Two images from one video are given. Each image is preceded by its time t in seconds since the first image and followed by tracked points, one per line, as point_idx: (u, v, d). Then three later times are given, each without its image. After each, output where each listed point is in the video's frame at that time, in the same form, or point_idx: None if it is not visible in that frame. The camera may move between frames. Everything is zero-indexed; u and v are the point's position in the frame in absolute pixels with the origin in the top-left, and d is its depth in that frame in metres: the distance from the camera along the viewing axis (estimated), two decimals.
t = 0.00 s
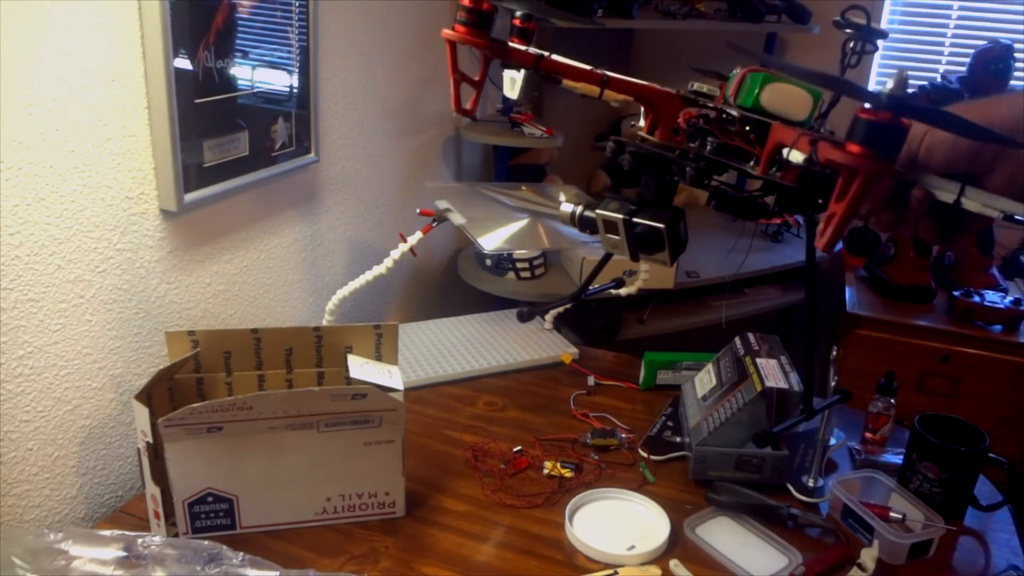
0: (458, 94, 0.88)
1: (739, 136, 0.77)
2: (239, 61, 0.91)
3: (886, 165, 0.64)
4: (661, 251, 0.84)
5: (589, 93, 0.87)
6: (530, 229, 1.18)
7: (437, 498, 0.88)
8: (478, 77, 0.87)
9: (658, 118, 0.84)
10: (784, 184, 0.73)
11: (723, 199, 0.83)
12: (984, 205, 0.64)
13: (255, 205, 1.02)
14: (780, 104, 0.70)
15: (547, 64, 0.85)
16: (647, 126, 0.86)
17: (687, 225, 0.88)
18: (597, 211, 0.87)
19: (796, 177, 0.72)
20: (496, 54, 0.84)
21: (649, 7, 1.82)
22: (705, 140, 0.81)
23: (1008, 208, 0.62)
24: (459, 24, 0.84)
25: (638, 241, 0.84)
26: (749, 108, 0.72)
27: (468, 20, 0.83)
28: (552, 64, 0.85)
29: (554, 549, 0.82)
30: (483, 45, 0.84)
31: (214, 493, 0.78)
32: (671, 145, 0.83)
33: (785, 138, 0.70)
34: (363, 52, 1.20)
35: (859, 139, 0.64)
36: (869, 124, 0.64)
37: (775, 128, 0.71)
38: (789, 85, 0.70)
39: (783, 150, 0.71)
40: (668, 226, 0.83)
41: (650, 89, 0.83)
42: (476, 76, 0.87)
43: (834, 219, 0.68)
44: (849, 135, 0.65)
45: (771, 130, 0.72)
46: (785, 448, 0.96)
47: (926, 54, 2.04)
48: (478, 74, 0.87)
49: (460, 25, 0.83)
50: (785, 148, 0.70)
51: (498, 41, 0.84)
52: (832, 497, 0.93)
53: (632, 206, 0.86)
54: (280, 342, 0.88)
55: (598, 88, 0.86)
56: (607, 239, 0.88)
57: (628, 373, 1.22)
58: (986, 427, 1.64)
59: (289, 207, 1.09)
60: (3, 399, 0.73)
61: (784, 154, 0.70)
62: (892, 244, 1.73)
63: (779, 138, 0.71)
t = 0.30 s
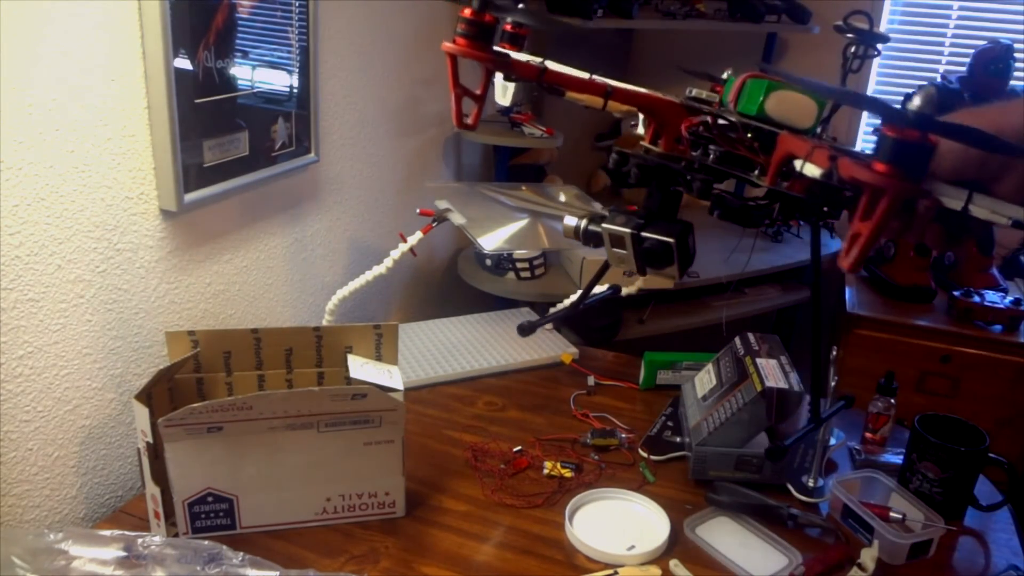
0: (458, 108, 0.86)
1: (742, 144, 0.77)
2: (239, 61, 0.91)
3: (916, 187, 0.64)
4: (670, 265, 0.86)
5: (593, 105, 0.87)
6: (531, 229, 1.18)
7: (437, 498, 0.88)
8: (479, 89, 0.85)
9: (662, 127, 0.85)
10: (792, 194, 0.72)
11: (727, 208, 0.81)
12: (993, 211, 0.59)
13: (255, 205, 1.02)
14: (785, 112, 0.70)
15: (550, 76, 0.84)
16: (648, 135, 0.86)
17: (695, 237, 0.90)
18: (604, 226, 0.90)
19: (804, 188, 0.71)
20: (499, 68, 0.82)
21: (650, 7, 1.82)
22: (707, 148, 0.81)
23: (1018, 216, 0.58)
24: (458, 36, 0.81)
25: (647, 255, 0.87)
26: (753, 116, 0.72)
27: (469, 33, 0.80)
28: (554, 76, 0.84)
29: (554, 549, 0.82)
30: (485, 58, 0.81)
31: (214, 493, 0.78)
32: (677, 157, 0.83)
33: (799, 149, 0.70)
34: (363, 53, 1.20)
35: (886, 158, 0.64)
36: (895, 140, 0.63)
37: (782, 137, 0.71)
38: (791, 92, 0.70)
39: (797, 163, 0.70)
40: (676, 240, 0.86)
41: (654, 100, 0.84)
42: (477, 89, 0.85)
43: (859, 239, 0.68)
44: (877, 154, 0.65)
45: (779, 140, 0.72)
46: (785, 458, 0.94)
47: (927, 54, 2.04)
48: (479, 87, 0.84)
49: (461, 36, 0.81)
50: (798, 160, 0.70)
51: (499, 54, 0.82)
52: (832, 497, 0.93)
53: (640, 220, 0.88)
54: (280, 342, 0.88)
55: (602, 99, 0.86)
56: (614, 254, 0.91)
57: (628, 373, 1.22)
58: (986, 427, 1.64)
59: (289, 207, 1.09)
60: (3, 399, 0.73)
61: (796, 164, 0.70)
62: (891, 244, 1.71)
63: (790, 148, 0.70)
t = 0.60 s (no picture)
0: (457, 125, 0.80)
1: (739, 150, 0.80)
2: (239, 61, 0.91)
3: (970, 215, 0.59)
4: (681, 280, 0.84)
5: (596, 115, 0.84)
6: (531, 229, 1.19)
7: (438, 498, 0.88)
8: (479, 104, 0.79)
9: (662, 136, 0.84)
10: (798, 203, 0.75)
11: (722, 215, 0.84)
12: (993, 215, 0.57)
13: (255, 205, 1.02)
14: (786, 120, 0.69)
15: (553, 87, 0.79)
16: (645, 141, 0.86)
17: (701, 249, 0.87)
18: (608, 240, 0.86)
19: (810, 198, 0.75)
20: (502, 80, 0.77)
21: (649, 7, 1.82)
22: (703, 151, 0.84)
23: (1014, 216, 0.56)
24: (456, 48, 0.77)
25: (658, 271, 0.84)
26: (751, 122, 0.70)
27: (468, 44, 0.75)
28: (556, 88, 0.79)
29: (554, 549, 0.82)
30: (486, 70, 0.76)
31: (214, 493, 0.78)
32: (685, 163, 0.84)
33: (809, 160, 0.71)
34: (364, 53, 1.20)
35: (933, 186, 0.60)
36: (945, 167, 0.59)
37: (788, 146, 0.72)
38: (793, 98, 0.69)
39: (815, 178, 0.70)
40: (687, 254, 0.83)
41: (652, 106, 0.82)
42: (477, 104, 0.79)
43: (902, 267, 0.63)
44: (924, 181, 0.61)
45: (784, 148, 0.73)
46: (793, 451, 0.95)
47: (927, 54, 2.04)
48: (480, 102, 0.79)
49: (458, 48, 0.76)
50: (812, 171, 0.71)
51: (500, 65, 0.77)
52: (832, 497, 0.93)
53: (647, 234, 0.85)
54: (280, 342, 0.88)
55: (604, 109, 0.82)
56: (618, 268, 0.87)
57: (628, 372, 1.22)
58: (986, 427, 1.64)
59: (289, 207, 1.09)
60: (3, 399, 0.73)
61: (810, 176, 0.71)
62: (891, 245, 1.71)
63: (800, 158, 0.71)
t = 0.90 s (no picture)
0: (439, 130, 0.72)
1: (710, 163, 0.73)
2: (240, 61, 0.91)
3: (989, 206, 0.61)
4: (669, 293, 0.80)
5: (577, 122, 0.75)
6: (531, 228, 1.20)
7: (438, 498, 0.88)
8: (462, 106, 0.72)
9: (638, 145, 0.76)
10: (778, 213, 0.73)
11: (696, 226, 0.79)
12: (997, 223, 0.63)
13: (256, 205, 1.02)
14: (758, 126, 0.69)
15: (541, 89, 0.72)
16: (618, 152, 0.77)
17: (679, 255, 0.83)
18: (591, 252, 0.80)
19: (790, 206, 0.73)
20: (491, 81, 0.70)
21: (650, 7, 1.82)
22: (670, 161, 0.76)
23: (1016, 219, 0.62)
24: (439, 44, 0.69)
25: (645, 284, 0.79)
26: (724, 130, 0.70)
27: (454, 40, 0.68)
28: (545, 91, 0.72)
29: (554, 549, 0.82)
30: (475, 69, 0.69)
31: (214, 493, 0.78)
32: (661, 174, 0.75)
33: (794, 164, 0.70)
34: (364, 53, 1.20)
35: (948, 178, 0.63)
36: (966, 158, 0.62)
37: (767, 153, 0.72)
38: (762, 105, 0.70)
39: (806, 184, 0.70)
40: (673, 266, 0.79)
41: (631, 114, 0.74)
42: (462, 106, 0.71)
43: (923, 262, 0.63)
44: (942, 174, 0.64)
45: (763, 156, 0.72)
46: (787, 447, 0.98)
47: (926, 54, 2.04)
48: (465, 104, 0.71)
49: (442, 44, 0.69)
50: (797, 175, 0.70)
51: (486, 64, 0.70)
52: (831, 497, 0.93)
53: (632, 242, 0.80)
54: (280, 342, 0.88)
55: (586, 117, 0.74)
56: (599, 282, 0.81)
57: (628, 373, 1.22)
58: (986, 427, 1.64)
59: (289, 207, 1.09)
60: (3, 399, 0.73)
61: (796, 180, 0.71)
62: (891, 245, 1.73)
63: (787, 163, 0.70)
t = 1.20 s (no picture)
0: (440, 184, 0.71)
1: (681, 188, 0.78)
2: (239, 61, 0.91)
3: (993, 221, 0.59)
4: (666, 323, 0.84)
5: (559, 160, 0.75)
6: (530, 228, 1.20)
7: (438, 498, 0.88)
8: (459, 157, 0.72)
9: (616, 180, 0.77)
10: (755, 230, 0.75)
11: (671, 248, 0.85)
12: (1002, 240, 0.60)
13: (256, 204, 1.02)
14: (726, 154, 0.72)
15: (532, 135, 0.73)
16: (596, 185, 0.79)
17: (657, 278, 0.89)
18: (589, 290, 0.83)
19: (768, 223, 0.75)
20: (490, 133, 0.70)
21: (650, 7, 1.82)
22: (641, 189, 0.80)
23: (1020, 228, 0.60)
24: (435, 100, 0.69)
25: (644, 318, 0.84)
26: (692, 156, 0.72)
27: (450, 95, 0.68)
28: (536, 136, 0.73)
29: (554, 549, 0.82)
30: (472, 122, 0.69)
31: (214, 493, 0.78)
32: (638, 206, 0.81)
33: (773, 186, 0.70)
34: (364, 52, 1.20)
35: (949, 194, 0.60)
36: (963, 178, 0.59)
37: (743, 176, 0.72)
38: (727, 130, 0.72)
39: (795, 207, 0.67)
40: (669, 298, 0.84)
41: (611, 150, 0.75)
42: (458, 158, 0.72)
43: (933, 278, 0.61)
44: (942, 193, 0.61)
45: (738, 180, 0.73)
46: (785, 448, 0.99)
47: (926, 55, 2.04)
48: (462, 155, 0.72)
49: (438, 99, 0.69)
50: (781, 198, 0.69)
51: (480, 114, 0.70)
52: (831, 497, 0.92)
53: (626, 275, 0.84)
54: (280, 342, 0.88)
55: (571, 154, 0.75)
56: (596, 316, 0.84)
57: (628, 373, 1.22)
58: (986, 427, 1.64)
59: (289, 207, 1.09)
60: (3, 399, 0.73)
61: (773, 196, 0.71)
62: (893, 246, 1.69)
63: (765, 186, 0.71)
